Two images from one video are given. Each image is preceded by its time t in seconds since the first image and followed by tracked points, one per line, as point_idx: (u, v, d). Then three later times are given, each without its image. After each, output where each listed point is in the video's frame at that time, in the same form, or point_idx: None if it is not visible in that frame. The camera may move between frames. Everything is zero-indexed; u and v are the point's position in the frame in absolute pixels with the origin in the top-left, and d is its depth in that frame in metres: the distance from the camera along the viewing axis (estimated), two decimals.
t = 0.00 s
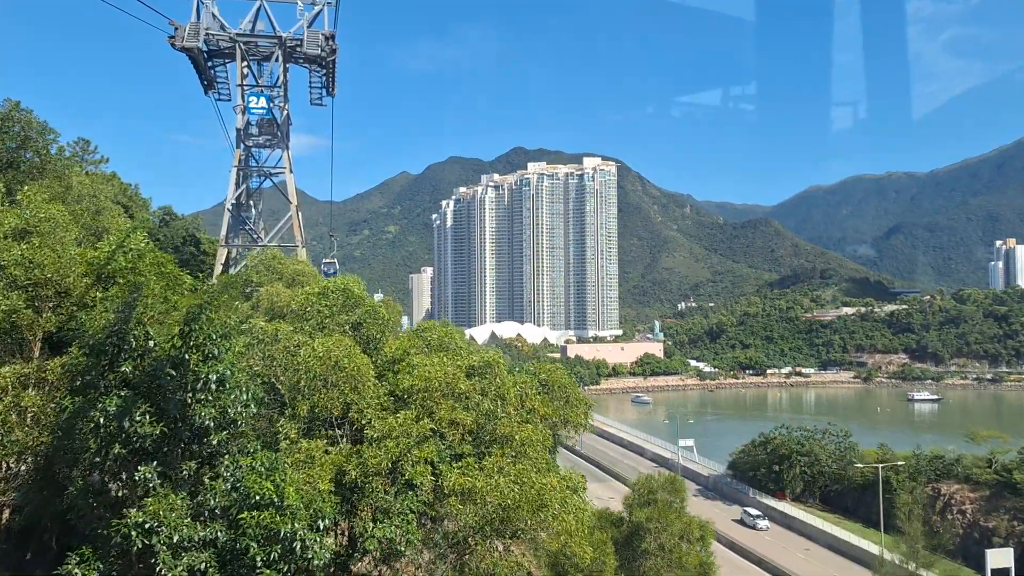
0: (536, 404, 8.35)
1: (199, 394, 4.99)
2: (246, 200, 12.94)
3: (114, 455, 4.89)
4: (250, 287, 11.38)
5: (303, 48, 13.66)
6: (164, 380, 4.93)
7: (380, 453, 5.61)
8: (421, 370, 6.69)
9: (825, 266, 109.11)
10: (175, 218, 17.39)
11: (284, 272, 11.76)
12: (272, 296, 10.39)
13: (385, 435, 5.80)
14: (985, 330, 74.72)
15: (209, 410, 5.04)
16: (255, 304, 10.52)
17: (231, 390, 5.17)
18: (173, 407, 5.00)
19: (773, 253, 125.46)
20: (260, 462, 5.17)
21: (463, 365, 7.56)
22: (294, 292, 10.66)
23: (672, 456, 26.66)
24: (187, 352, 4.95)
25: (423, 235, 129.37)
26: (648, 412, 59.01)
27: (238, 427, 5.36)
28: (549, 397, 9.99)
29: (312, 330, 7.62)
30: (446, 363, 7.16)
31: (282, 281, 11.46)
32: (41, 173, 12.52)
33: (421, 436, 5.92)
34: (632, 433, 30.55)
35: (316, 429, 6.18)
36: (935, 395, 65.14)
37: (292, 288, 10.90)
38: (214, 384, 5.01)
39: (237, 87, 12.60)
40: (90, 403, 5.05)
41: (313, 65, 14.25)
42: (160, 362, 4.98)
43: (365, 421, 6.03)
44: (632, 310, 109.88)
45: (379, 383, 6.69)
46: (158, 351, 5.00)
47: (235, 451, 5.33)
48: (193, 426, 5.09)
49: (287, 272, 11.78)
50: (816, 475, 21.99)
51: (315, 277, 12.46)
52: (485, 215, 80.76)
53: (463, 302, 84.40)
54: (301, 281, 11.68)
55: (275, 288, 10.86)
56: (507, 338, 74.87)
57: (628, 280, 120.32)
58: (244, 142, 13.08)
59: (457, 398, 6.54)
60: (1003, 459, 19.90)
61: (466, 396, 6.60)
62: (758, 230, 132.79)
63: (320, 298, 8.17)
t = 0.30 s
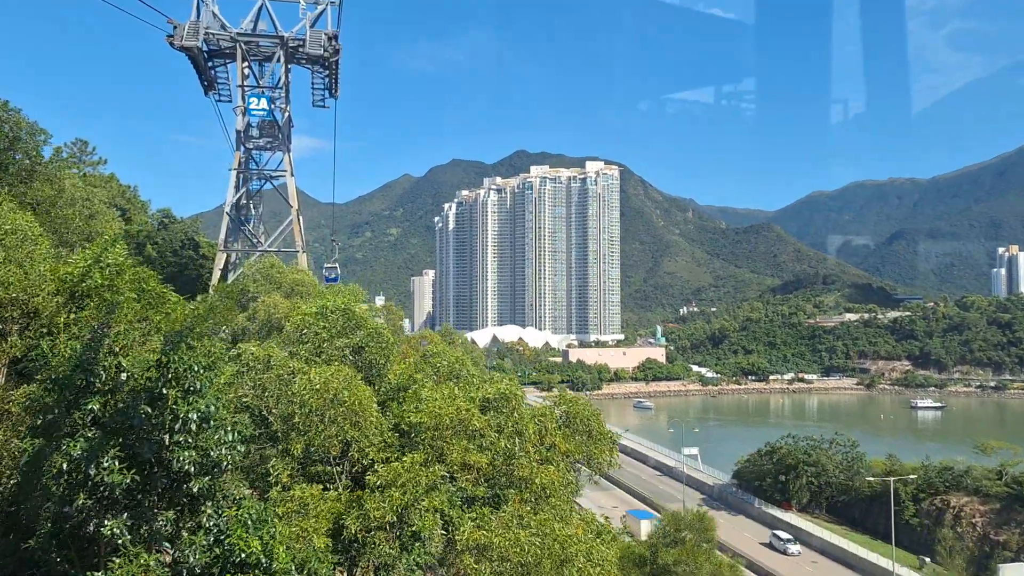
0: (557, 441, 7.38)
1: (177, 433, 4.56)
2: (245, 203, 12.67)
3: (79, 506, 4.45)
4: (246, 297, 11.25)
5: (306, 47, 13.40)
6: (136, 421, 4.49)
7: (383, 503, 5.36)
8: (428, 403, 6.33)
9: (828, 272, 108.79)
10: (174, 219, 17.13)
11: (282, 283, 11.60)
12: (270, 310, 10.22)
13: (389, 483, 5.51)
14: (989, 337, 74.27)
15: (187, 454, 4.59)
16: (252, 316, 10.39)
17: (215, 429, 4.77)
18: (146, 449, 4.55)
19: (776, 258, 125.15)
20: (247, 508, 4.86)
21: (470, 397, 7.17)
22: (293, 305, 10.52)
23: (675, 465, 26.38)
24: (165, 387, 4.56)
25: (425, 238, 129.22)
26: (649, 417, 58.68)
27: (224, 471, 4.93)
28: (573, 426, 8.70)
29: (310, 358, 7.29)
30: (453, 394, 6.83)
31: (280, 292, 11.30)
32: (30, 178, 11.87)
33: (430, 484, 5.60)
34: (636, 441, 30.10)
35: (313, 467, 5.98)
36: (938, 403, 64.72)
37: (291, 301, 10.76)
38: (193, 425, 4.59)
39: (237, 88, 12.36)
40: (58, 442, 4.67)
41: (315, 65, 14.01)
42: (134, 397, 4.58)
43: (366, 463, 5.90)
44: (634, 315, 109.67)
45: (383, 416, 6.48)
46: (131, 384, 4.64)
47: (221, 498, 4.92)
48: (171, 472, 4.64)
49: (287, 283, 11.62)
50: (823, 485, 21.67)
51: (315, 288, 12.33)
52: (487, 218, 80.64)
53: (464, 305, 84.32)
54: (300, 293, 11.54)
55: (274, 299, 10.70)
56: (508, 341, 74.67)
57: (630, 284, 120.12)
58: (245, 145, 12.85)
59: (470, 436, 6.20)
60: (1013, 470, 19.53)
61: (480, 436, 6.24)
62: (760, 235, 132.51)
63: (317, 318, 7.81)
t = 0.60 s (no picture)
0: (583, 483, 6.71)
1: (149, 485, 4.73)
2: (245, 205, 12.39)
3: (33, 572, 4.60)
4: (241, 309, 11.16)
5: (307, 45, 13.10)
6: (101, 471, 4.70)
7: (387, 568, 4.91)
8: (438, 449, 6.12)
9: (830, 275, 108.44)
10: (174, 220, 16.89)
11: (282, 289, 11.37)
12: (268, 318, 10.00)
13: (396, 542, 5.13)
14: (992, 341, 73.83)
15: (165, 507, 4.79)
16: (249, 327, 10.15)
17: (191, 478, 5.01)
18: (111, 506, 4.75)
19: (778, 260, 124.82)
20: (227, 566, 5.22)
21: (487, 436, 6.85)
22: (299, 318, 10.27)
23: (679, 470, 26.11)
24: (133, 432, 4.80)
25: (427, 238, 128.94)
26: (650, 420, 58.48)
27: (202, 524, 5.19)
28: (599, 465, 7.99)
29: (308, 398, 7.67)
30: (464, 435, 6.58)
31: (279, 301, 11.03)
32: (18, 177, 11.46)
33: (442, 543, 5.17)
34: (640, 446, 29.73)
35: (307, 511, 5.98)
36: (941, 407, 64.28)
37: (295, 312, 10.51)
38: (167, 474, 4.75)
39: (237, 86, 12.08)
40: (6, 497, 4.81)
41: (317, 64, 13.77)
42: (101, 444, 4.83)
43: (370, 513, 5.90)
44: (635, 317, 109.42)
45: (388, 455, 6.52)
46: (91, 431, 4.93)
47: (197, 557, 5.16)
48: (140, 530, 4.85)
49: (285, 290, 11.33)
50: (829, 492, 21.36)
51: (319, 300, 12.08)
52: (489, 219, 80.53)
53: (466, 306, 84.27)
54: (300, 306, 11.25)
55: (274, 307, 10.46)
56: (509, 343, 74.49)
57: (631, 286, 119.90)
58: (245, 144, 12.58)
59: (484, 486, 5.80)
60: None
61: (495, 483, 5.83)
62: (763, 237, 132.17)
63: (313, 342, 8.57)
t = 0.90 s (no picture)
0: (614, 539, 6.67)
1: (108, 557, 4.69)
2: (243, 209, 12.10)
3: None
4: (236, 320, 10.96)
5: (308, 43, 12.87)
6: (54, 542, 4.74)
7: None
8: (450, 506, 5.91)
9: (832, 278, 108.17)
10: (172, 221, 16.67)
11: (279, 299, 11.14)
12: (265, 332, 9.81)
13: None
14: (995, 345, 73.53)
15: None
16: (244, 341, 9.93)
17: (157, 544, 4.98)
18: None
19: (779, 263, 124.57)
20: None
21: (504, 485, 6.65)
22: (298, 332, 10.04)
23: (684, 476, 25.80)
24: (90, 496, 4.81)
25: (429, 238, 128.83)
26: (652, 423, 58.19)
27: None
28: (632, 513, 7.69)
29: (302, 438, 7.44)
30: (480, 487, 6.45)
31: (276, 311, 10.79)
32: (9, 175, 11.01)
33: None
34: (640, 451, 29.53)
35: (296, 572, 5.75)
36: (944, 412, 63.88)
37: (293, 325, 10.30)
38: (128, 546, 4.71)
39: (236, 84, 11.83)
40: None
41: (319, 62, 13.50)
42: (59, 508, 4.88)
43: None
44: (637, 318, 109.13)
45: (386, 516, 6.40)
46: (44, 488, 5.07)
47: None
48: None
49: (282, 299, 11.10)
50: (835, 500, 21.07)
51: (319, 311, 11.82)
52: (491, 219, 80.44)
53: (467, 306, 84.09)
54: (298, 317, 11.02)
55: (271, 320, 10.25)
56: (510, 344, 74.21)
57: (632, 288, 119.68)
58: (244, 144, 12.33)
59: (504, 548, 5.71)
60: None
61: (514, 544, 5.74)
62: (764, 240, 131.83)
63: (309, 371, 8.32)
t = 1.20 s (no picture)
0: None
1: None
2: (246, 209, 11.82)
3: None
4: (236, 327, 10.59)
5: (314, 39, 12.65)
6: None
7: None
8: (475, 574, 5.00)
9: (839, 277, 107.49)
10: (175, 221, 16.47)
11: (280, 306, 10.74)
12: (266, 341, 9.28)
13: None
14: (1005, 345, 72.83)
15: None
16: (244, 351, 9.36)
17: None
18: None
19: (786, 262, 123.92)
20: None
21: (536, 548, 5.61)
22: (300, 343, 9.54)
23: (693, 478, 25.45)
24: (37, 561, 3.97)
25: (435, 237, 128.68)
26: (659, 423, 57.74)
27: None
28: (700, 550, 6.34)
29: (297, 483, 6.63)
30: (511, 553, 5.58)
31: (277, 321, 10.45)
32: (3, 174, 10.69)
33: None
34: (649, 452, 29.15)
35: None
36: (953, 412, 63.19)
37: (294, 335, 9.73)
38: None
39: (240, 81, 11.60)
40: None
41: (324, 59, 13.28)
42: None
43: None
44: (642, 317, 108.80)
45: None
46: None
47: None
48: None
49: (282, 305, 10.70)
50: (849, 505, 20.67)
51: (320, 318, 11.44)
52: (498, 218, 80.30)
53: (473, 305, 83.99)
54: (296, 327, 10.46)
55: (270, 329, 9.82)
56: (516, 344, 74.05)
57: (639, 286, 119.31)
58: (248, 143, 12.10)
59: None
60: None
61: None
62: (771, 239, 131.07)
63: (306, 405, 7.41)
